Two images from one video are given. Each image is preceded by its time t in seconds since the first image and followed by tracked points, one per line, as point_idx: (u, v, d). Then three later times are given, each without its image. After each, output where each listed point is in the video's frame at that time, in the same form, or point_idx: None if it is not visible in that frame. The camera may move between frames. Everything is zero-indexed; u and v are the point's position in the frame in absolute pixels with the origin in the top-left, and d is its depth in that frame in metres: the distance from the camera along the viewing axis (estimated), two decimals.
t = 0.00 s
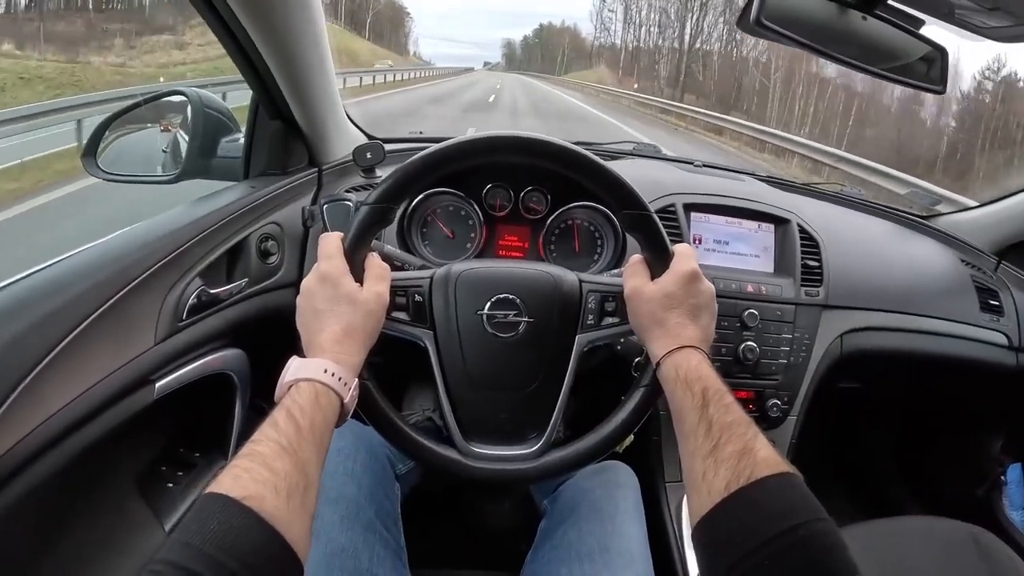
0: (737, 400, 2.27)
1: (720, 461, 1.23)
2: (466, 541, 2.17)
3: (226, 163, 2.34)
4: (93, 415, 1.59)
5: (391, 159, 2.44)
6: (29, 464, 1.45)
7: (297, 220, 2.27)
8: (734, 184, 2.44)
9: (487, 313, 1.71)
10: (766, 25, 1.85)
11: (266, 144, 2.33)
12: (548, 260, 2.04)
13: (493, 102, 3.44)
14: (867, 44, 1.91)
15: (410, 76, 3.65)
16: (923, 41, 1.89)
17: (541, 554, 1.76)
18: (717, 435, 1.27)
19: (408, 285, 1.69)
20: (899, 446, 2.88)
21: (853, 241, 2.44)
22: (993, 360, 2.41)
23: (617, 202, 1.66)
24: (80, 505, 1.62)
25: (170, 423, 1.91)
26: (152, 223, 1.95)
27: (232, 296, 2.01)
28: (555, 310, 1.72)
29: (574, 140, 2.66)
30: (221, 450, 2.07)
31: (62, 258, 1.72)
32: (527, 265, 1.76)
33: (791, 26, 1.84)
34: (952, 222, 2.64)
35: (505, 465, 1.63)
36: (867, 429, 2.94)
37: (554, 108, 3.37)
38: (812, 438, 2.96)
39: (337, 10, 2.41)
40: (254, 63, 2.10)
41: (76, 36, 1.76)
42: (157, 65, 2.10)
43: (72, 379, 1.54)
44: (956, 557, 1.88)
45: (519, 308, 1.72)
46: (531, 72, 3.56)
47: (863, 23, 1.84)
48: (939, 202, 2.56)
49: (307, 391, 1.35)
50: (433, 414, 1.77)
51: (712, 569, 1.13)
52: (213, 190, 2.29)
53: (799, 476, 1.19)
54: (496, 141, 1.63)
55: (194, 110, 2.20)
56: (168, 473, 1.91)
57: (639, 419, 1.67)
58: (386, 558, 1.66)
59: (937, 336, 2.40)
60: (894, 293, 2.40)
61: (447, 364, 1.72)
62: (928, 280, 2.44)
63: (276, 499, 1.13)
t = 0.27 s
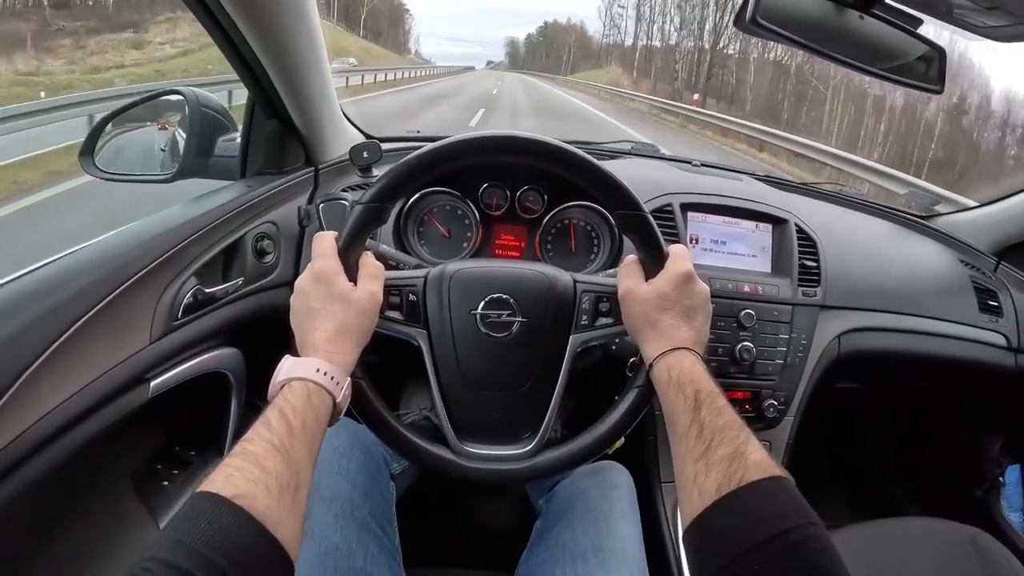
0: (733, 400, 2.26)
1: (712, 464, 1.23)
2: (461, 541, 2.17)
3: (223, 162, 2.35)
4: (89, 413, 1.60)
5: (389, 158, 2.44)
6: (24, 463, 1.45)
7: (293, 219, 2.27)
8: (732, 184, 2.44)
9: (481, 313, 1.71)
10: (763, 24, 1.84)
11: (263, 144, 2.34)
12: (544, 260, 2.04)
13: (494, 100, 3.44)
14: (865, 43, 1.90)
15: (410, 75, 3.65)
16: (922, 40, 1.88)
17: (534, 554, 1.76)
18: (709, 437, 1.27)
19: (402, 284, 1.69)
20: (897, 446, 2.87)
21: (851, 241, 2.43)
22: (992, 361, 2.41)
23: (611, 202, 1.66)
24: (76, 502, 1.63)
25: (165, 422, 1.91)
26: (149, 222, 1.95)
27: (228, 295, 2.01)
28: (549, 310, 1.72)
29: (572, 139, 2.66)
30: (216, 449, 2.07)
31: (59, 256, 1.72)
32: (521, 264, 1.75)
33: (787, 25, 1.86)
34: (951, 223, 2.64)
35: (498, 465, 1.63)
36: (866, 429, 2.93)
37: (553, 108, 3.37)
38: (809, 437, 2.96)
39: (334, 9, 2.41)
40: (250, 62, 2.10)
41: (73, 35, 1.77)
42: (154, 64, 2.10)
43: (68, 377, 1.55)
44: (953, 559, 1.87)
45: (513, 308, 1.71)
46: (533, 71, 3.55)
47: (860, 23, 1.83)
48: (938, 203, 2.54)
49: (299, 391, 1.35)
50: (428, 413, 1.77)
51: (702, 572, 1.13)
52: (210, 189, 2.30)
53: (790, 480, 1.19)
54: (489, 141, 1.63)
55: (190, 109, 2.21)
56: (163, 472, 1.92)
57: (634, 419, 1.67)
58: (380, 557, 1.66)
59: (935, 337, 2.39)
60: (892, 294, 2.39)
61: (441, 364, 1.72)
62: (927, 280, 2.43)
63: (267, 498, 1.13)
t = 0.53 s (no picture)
0: (734, 400, 2.26)
1: (714, 462, 1.23)
2: (461, 539, 2.17)
3: (226, 160, 2.35)
4: (89, 411, 1.59)
5: (390, 157, 2.44)
6: (23, 461, 1.44)
7: (294, 217, 2.27)
8: (733, 183, 2.44)
9: (482, 311, 1.70)
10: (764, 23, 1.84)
11: (264, 142, 2.34)
12: (545, 259, 2.03)
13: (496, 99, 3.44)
14: (867, 43, 1.90)
15: (410, 74, 3.65)
16: (924, 40, 1.88)
17: (535, 553, 1.75)
18: (711, 436, 1.27)
19: (404, 283, 1.69)
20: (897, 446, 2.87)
21: (852, 242, 2.43)
22: (993, 361, 2.41)
23: (613, 200, 1.66)
24: (76, 500, 1.62)
25: (166, 420, 1.91)
26: (150, 219, 1.95)
27: (229, 293, 2.01)
28: (550, 309, 1.72)
29: (573, 138, 2.66)
30: (217, 447, 2.07)
31: (59, 254, 1.73)
32: (523, 263, 1.75)
33: (788, 23, 1.85)
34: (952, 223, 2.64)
35: (499, 464, 1.63)
36: (866, 429, 2.93)
37: (553, 107, 3.37)
38: (808, 436, 2.99)
39: (334, 7, 2.41)
40: (252, 61, 2.10)
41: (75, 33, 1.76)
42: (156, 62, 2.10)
43: (69, 374, 1.54)
44: (953, 558, 1.87)
45: (514, 307, 1.71)
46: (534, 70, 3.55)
47: (862, 22, 1.83)
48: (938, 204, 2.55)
49: (301, 389, 1.35)
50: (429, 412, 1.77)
51: (703, 570, 1.13)
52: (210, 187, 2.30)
53: (792, 478, 1.18)
54: (490, 139, 1.63)
55: (191, 108, 2.19)
56: (164, 470, 1.92)
57: (635, 418, 1.67)
58: (381, 555, 1.66)
59: (936, 337, 2.39)
60: (893, 294, 2.39)
61: (442, 363, 1.71)
62: (927, 280, 2.43)
63: (268, 497, 1.13)
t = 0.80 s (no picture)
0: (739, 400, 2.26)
1: (723, 458, 1.22)
2: (466, 538, 2.16)
3: (229, 157, 2.36)
4: (92, 410, 1.58)
5: (394, 155, 2.43)
6: (25, 461, 1.43)
7: (298, 215, 2.26)
8: (737, 183, 2.44)
9: (489, 310, 1.70)
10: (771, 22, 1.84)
11: (267, 140, 2.34)
12: (550, 257, 2.03)
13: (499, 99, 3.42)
14: (873, 42, 1.90)
15: (412, 72, 3.64)
16: (930, 41, 1.87)
17: (541, 553, 1.75)
18: (720, 431, 1.27)
19: (410, 281, 1.68)
20: (899, 446, 2.88)
21: (855, 242, 2.44)
22: (995, 362, 2.41)
23: (620, 198, 1.65)
24: (79, 500, 1.61)
25: (169, 419, 1.90)
26: (153, 217, 1.94)
27: (233, 291, 2.00)
28: (557, 308, 1.71)
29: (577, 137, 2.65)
30: (221, 446, 2.06)
31: (62, 252, 1.72)
32: (529, 262, 1.75)
33: (792, 21, 1.85)
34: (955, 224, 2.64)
35: (505, 463, 1.63)
36: (868, 429, 2.94)
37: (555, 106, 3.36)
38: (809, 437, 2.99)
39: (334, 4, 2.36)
40: (257, 59, 2.09)
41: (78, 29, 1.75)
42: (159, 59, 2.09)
43: (71, 373, 1.53)
44: (957, 558, 1.87)
45: (521, 305, 1.71)
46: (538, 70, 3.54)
47: (868, 22, 1.82)
48: (940, 204, 2.58)
49: (308, 391, 1.34)
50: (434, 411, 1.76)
51: (713, 567, 1.12)
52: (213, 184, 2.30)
53: (802, 474, 1.18)
54: (497, 137, 1.62)
55: (194, 104, 2.20)
56: (166, 469, 1.91)
57: (642, 417, 1.66)
58: (386, 555, 1.66)
59: (938, 337, 2.39)
60: (896, 294, 2.40)
61: (448, 361, 1.71)
62: (930, 280, 2.44)
63: (276, 500, 1.12)
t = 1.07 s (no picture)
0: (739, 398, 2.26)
1: (725, 458, 1.22)
2: (466, 536, 2.16)
3: (229, 155, 2.35)
4: (92, 407, 1.58)
5: (395, 153, 2.43)
6: (24, 459, 1.43)
7: (298, 213, 2.26)
8: (738, 183, 2.44)
9: (490, 308, 1.70)
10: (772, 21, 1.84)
11: (269, 137, 2.34)
12: (551, 256, 2.03)
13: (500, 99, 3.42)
14: (874, 41, 1.90)
15: (412, 72, 3.64)
16: (931, 40, 1.87)
17: (542, 551, 1.75)
18: (722, 431, 1.27)
19: (411, 279, 1.68)
20: (898, 446, 2.88)
21: (856, 242, 2.44)
22: (995, 362, 2.41)
23: (621, 196, 1.65)
24: (78, 498, 1.61)
25: (169, 417, 1.90)
26: (154, 215, 1.94)
27: (234, 289, 2.00)
28: (558, 306, 1.71)
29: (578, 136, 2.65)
30: (221, 444, 2.06)
31: (62, 249, 1.72)
32: (530, 260, 1.75)
33: (793, 20, 1.85)
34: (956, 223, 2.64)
35: (507, 462, 1.63)
36: (867, 429, 2.94)
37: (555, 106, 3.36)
38: (810, 437, 2.99)
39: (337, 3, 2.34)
40: (257, 54, 2.09)
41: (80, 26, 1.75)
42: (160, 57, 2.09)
43: (71, 372, 1.53)
44: (956, 557, 1.87)
45: (523, 303, 1.71)
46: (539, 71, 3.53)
47: (870, 21, 1.82)
48: (940, 204, 2.59)
49: (309, 385, 1.34)
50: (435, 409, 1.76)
51: (716, 566, 1.12)
52: (214, 182, 2.30)
53: (804, 474, 1.18)
54: (499, 136, 1.63)
55: (195, 102, 2.19)
56: (167, 467, 1.91)
57: (643, 415, 1.66)
58: (386, 554, 1.66)
59: (938, 337, 2.39)
60: (896, 294, 2.40)
61: (450, 360, 1.71)
62: (930, 280, 2.44)
63: (277, 495, 1.12)
